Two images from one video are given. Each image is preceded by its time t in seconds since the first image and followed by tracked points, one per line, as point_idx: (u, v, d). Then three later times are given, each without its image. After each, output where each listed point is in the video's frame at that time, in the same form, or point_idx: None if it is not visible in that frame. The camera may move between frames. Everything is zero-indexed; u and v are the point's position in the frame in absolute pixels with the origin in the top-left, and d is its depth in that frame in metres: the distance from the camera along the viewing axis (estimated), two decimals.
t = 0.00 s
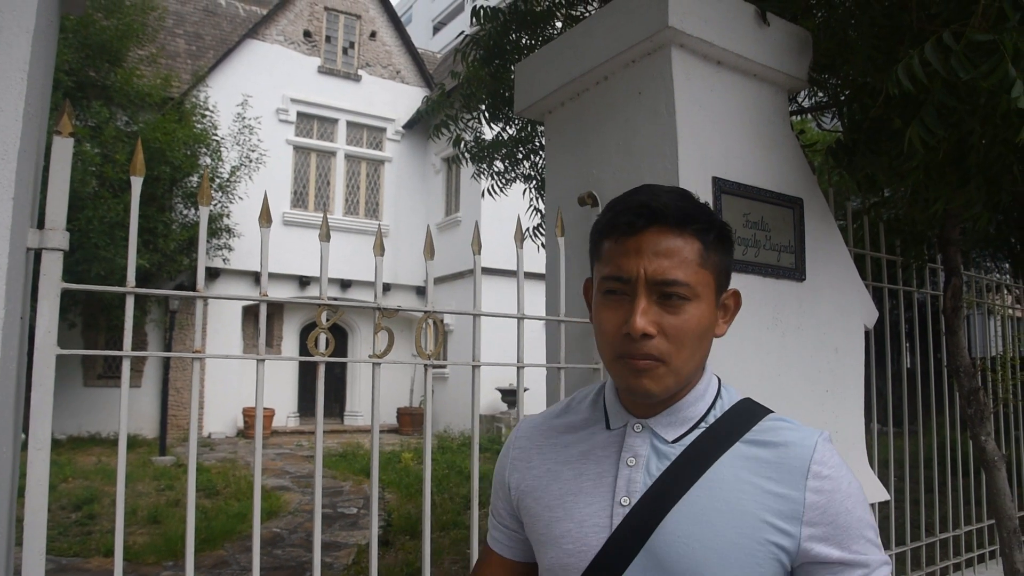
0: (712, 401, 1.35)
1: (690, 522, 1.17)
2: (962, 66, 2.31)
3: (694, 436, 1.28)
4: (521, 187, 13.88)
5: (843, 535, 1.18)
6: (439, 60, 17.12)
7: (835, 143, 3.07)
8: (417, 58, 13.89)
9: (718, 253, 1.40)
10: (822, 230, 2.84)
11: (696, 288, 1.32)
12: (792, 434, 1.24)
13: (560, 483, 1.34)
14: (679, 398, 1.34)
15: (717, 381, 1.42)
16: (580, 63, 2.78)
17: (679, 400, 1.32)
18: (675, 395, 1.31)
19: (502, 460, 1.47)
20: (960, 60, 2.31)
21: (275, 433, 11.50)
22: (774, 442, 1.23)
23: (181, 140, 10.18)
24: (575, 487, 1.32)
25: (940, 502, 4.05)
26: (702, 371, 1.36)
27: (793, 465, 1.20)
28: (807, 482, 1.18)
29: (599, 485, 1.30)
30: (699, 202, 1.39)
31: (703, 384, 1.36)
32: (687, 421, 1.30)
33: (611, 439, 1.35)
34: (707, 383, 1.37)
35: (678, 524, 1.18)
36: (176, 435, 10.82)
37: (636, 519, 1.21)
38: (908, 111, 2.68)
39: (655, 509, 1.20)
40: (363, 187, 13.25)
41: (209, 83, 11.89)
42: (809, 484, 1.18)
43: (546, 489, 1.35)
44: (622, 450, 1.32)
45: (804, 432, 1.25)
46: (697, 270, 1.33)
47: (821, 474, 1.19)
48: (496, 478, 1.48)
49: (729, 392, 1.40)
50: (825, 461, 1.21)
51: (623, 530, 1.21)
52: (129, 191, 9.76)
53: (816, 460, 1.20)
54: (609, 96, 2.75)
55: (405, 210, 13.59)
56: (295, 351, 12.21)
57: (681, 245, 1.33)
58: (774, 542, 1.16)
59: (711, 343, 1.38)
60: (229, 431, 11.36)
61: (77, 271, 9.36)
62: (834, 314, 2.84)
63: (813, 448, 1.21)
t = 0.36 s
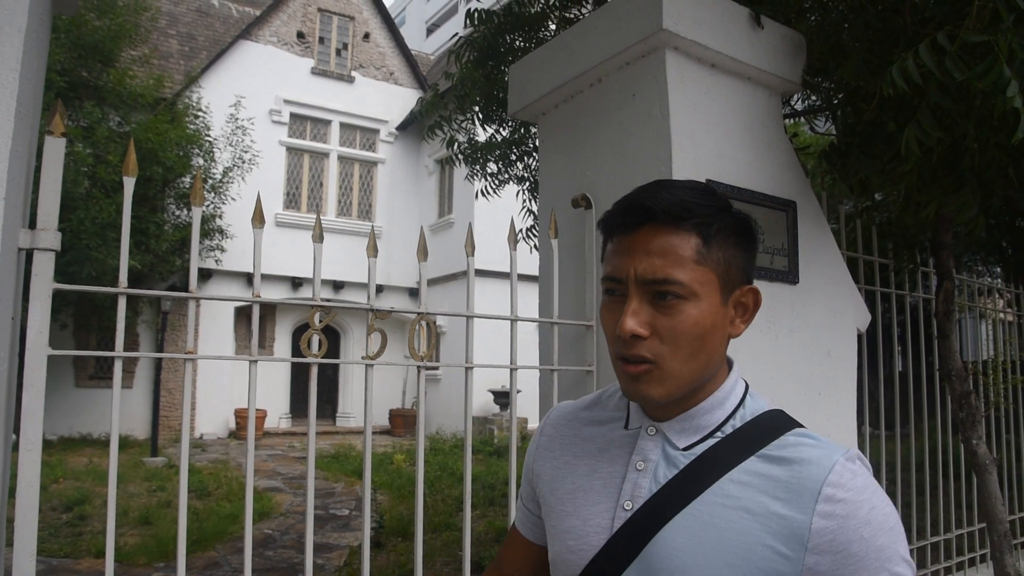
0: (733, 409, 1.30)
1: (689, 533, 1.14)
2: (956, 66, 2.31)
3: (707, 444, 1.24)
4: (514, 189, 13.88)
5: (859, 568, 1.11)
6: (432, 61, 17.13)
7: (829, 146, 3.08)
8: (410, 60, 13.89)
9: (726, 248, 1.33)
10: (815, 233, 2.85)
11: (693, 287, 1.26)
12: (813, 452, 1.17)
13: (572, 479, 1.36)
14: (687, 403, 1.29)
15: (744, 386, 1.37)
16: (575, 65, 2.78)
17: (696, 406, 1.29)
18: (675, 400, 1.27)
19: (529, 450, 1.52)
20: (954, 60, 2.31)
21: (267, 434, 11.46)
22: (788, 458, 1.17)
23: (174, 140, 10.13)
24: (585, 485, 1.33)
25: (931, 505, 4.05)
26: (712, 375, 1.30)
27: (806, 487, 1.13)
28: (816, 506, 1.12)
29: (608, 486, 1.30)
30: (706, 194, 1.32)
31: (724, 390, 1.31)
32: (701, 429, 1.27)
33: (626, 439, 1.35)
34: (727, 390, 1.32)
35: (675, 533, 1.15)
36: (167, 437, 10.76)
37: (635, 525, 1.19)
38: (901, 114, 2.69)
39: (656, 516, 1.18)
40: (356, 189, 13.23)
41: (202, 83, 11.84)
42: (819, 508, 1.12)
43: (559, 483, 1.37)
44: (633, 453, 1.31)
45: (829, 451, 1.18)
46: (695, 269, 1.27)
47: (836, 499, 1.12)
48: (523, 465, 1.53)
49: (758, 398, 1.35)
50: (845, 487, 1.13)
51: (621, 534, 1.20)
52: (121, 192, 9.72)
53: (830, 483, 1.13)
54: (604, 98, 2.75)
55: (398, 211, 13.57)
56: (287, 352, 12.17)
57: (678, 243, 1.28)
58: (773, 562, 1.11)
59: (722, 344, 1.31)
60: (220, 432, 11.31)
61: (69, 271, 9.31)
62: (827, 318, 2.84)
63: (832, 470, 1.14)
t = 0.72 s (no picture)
0: (667, 411, 1.33)
1: (606, 532, 1.18)
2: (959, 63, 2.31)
3: (638, 445, 1.27)
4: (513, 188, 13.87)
5: None
6: (431, 60, 17.12)
7: (829, 145, 3.07)
8: (409, 59, 13.88)
9: (655, 248, 1.39)
10: (815, 233, 2.84)
11: (614, 283, 1.33)
12: (732, 460, 1.18)
13: (516, 477, 1.42)
14: (617, 399, 1.35)
15: (683, 388, 1.40)
16: (575, 63, 2.78)
17: (630, 408, 1.33)
18: (600, 393, 1.33)
19: (491, 457, 1.61)
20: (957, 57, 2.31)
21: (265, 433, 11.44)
22: (708, 465, 1.18)
23: (172, 139, 10.11)
24: (525, 482, 1.39)
25: (930, 505, 4.05)
26: (638, 372, 1.35)
27: (717, 494, 1.15)
28: (723, 514, 1.13)
29: (545, 481, 1.36)
30: (637, 197, 1.39)
31: (660, 393, 1.34)
32: (633, 430, 1.30)
33: (565, 439, 1.41)
34: (661, 392, 1.35)
35: (594, 531, 1.19)
36: (166, 435, 10.75)
37: (562, 521, 1.23)
38: (902, 112, 2.69)
39: (581, 514, 1.22)
40: (355, 188, 13.22)
41: (201, 82, 11.82)
42: (726, 517, 1.13)
43: (505, 482, 1.44)
44: (570, 451, 1.36)
45: (750, 459, 1.18)
46: (617, 267, 1.34)
47: (744, 510, 1.13)
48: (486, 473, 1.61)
49: (698, 401, 1.37)
50: (756, 498, 1.13)
51: (549, 529, 1.25)
52: (120, 190, 9.70)
53: (741, 493, 1.14)
54: (604, 97, 2.75)
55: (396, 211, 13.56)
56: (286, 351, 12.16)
57: (601, 243, 1.35)
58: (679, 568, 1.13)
59: (649, 342, 1.36)
60: (219, 431, 11.30)
61: (68, 269, 9.29)
62: (826, 317, 2.84)
63: (746, 480, 1.14)
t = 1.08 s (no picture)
0: (564, 399, 1.42)
1: (507, 511, 1.26)
2: (961, 56, 2.30)
3: (537, 430, 1.36)
4: (516, 185, 13.87)
5: (650, 546, 1.19)
6: (434, 57, 17.11)
7: (833, 140, 3.06)
8: (411, 56, 13.87)
9: (548, 251, 1.49)
10: (820, 229, 2.84)
11: (505, 281, 1.43)
12: (622, 437, 1.28)
13: (424, 471, 1.49)
14: (508, 389, 1.44)
15: (578, 379, 1.49)
16: (577, 60, 2.78)
17: (527, 399, 1.42)
18: (492, 382, 1.42)
19: (401, 459, 1.66)
20: (959, 50, 2.30)
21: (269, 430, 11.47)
22: (601, 443, 1.28)
23: (175, 136, 10.12)
24: (432, 475, 1.46)
25: (936, 502, 4.03)
26: (527, 364, 1.44)
27: (606, 467, 1.24)
28: (613, 484, 1.22)
29: (449, 471, 1.43)
30: (535, 205, 1.50)
31: (557, 383, 1.44)
32: (532, 418, 1.39)
33: (471, 433, 1.49)
34: (553, 384, 1.44)
35: (498, 512, 1.27)
36: (170, 433, 10.79)
37: (468, 506, 1.30)
38: (906, 106, 2.68)
39: (486, 497, 1.29)
40: (357, 185, 13.23)
41: (203, 80, 11.83)
42: (616, 486, 1.22)
43: (412, 477, 1.51)
44: (475, 442, 1.43)
45: (636, 437, 1.28)
46: (510, 266, 1.44)
47: (631, 479, 1.22)
48: (397, 476, 1.66)
49: (593, 390, 1.47)
50: (640, 469, 1.23)
51: (456, 514, 1.32)
52: (123, 188, 9.72)
53: (628, 465, 1.23)
54: (606, 93, 2.75)
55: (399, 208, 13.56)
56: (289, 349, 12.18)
57: (496, 244, 1.46)
58: (576, 538, 1.22)
59: (539, 338, 1.46)
60: (223, 428, 11.32)
61: (72, 267, 9.32)
62: (831, 313, 2.84)
63: (632, 454, 1.25)
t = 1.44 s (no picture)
0: (513, 392, 1.47)
1: (462, 498, 1.29)
2: (970, 65, 2.29)
3: (489, 421, 1.40)
4: (523, 186, 13.88)
5: (602, 527, 1.25)
6: (442, 58, 17.14)
7: (842, 143, 3.05)
8: (419, 57, 13.91)
9: (525, 255, 1.56)
10: (828, 231, 2.84)
11: (490, 275, 1.48)
12: (572, 426, 1.33)
13: (378, 467, 1.49)
14: (476, 379, 1.46)
15: (526, 373, 1.55)
16: (585, 61, 2.78)
17: (480, 390, 1.45)
18: (467, 370, 1.43)
19: (351, 459, 1.65)
20: (969, 59, 2.29)
21: (275, 430, 11.51)
22: (552, 431, 1.33)
23: (184, 137, 10.16)
24: (387, 469, 1.46)
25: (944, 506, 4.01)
26: (497, 358, 1.47)
27: (559, 453, 1.29)
28: (565, 469, 1.27)
29: (405, 465, 1.44)
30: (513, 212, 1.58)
31: (506, 376, 1.49)
32: (484, 409, 1.43)
33: (424, 428, 1.51)
34: (508, 377, 1.49)
35: (453, 500, 1.30)
36: (177, 432, 10.84)
37: (422, 496, 1.33)
38: (915, 110, 2.66)
39: (441, 485, 1.32)
40: (365, 185, 13.26)
41: (211, 81, 11.89)
42: (568, 471, 1.27)
43: (366, 473, 1.51)
44: (428, 436, 1.46)
45: (585, 424, 1.34)
46: (494, 261, 1.49)
47: (583, 465, 1.27)
48: (347, 476, 1.65)
49: (539, 383, 1.53)
50: (590, 455, 1.29)
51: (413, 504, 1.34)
52: (133, 188, 9.77)
53: (579, 450, 1.28)
54: (613, 95, 2.75)
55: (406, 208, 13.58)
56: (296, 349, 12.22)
57: (483, 238, 1.50)
58: (531, 521, 1.26)
59: (508, 335, 1.50)
60: (230, 427, 11.37)
61: (81, 266, 9.38)
62: (838, 315, 2.83)
63: (583, 440, 1.30)
